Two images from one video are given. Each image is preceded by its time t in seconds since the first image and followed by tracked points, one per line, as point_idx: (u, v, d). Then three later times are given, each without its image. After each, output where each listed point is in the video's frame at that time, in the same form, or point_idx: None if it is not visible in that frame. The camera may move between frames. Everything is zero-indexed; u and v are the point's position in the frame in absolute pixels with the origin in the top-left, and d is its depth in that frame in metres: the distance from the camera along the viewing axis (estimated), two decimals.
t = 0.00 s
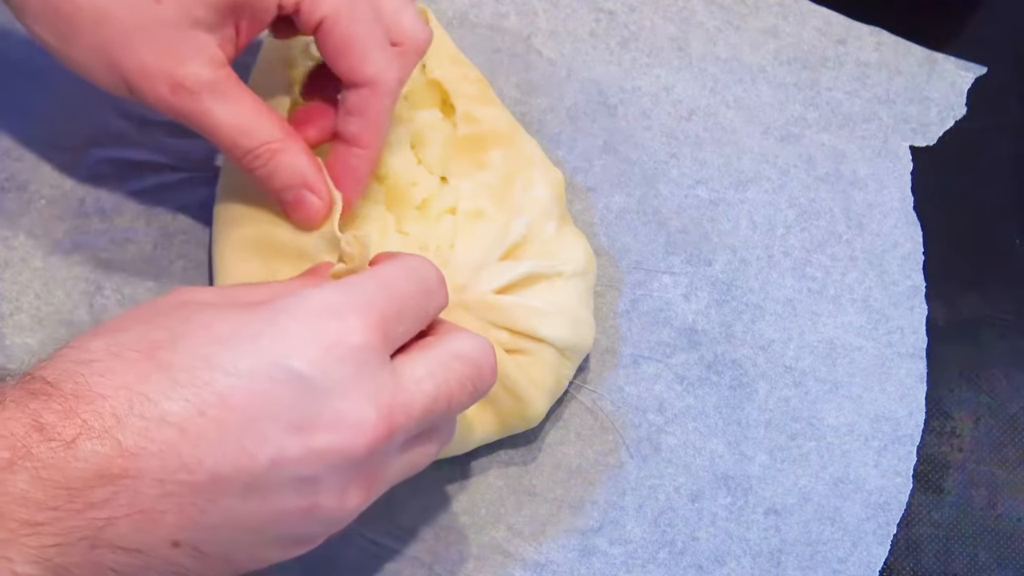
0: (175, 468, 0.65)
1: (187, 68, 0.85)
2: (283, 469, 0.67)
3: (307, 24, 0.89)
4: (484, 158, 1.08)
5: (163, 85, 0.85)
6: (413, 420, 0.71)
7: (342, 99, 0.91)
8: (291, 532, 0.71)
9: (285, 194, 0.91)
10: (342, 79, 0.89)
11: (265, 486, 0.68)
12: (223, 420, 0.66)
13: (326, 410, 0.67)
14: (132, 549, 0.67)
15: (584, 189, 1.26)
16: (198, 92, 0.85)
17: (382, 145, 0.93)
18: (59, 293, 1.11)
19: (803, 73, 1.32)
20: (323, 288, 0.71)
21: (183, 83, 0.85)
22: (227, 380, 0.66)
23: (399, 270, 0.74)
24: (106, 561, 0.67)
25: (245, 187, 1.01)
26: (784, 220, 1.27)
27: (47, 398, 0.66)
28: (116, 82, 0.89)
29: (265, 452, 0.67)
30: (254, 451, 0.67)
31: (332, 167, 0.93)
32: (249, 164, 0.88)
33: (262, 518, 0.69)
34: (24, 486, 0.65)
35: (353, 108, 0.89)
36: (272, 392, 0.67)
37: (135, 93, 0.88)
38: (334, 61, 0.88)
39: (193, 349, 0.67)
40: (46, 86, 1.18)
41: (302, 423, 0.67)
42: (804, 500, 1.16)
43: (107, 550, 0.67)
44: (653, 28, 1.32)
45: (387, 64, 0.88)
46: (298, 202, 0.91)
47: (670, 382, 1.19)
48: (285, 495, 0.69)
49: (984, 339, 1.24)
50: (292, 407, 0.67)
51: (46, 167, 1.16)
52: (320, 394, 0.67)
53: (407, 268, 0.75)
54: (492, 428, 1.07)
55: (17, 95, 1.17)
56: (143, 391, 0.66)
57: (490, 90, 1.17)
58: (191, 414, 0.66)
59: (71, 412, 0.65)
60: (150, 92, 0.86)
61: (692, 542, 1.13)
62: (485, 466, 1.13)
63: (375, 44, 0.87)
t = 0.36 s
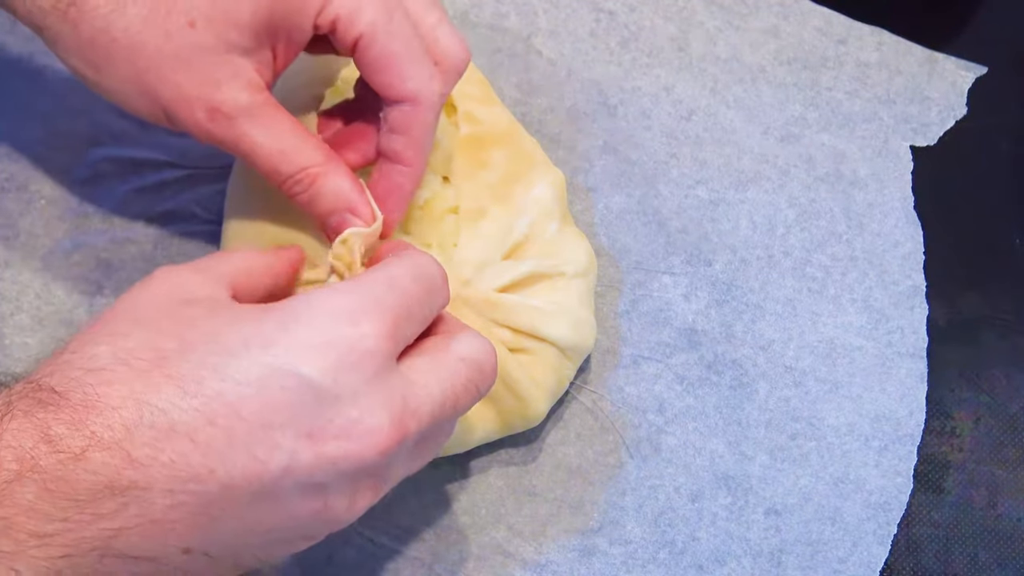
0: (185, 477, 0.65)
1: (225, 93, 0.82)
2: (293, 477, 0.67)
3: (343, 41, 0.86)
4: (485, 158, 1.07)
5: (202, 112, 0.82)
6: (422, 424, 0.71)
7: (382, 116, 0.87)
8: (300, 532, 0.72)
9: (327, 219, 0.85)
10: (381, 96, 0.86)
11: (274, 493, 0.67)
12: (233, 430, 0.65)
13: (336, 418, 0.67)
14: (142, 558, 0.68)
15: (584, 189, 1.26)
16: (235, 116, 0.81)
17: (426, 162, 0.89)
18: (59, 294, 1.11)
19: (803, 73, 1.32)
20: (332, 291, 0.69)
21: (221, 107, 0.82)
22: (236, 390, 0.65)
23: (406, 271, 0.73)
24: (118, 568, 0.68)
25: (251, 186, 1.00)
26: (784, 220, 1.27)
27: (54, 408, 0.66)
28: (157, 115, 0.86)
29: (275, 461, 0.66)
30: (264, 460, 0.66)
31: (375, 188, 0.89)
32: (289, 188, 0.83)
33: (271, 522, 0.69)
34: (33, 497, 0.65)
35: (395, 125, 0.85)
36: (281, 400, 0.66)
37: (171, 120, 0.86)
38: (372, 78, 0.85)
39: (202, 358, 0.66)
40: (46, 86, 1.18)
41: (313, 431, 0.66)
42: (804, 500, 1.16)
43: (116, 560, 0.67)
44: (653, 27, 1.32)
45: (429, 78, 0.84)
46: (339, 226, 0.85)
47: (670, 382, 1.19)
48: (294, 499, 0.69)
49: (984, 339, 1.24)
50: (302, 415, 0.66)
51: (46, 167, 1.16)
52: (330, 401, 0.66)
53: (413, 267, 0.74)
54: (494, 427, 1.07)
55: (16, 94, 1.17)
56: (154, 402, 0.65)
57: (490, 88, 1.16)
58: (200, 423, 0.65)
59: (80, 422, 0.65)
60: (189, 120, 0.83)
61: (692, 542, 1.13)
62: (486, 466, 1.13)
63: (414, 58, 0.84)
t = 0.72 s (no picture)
0: (174, 449, 0.64)
1: (234, 66, 0.79)
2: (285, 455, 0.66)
3: (356, 21, 0.86)
4: (484, 158, 1.07)
5: (210, 81, 0.80)
6: (417, 405, 0.70)
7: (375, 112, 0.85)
8: (298, 514, 0.70)
9: (311, 210, 0.80)
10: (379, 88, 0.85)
11: (267, 470, 0.66)
12: (223, 402, 0.64)
13: (328, 394, 0.66)
14: (136, 531, 0.67)
15: (584, 189, 1.26)
16: (244, 88, 0.79)
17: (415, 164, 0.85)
18: (59, 293, 1.11)
19: (803, 74, 1.32)
20: (327, 272, 0.69)
21: (232, 78, 0.79)
22: (228, 362, 0.65)
23: (396, 254, 0.73)
24: (113, 542, 0.67)
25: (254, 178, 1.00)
26: (784, 220, 1.27)
27: (49, 379, 0.67)
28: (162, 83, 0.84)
29: (267, 436, 0.65)
30: (255, 435, 0.65)
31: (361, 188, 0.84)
32: (281, 174, 0.80)
33: (266, 501, 0.68)
34: (29, 465, 0.65)
35: (389, 119, 0.84)
36: (274, 375, 0.65)
37: (178, 95, 0.84)
38: (375, 65, 0.85)
39: (195, 331, 0.66)
40: (47, 85, 1.18)
41: (305, 407, 0.66)
42: (804, 500, 1.16)
43: (112, 531, 0.67)
44: (653, 28, 1.32)
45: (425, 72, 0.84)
46: (324, 217, 0.79)
47: (670, 382, 1.19)
48: (288, 478, 0.68)
49: (984, 339, 1.25)
50: (294, 390, 0.65)
51: (46, 166, 1.16)
52: (322, 376, 0.66)
53: (403, 251, 0.74)
54: (493, 425, 1.07)
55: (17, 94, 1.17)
56: (142, 371, 0.65)
57: (491, 89, 1.17)
58: (190, 396, 0.64)
59: (72, 390, 0.66)
60: (195, 90, 0.81)
61: (692, 542, 1.13)
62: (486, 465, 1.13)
63: (415, 50, 0.85)
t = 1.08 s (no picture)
0: (171, 446, 0.65)
1: (234, 60, 0.81)
2: (283, 453, 0.66)
3: (357, 15, 0.88)
4: (484, 158, 1.07)
5: (206, 74, 0.81)
6: (417, 408, 0.69)
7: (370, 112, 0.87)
8: (294, 512, 0.71)
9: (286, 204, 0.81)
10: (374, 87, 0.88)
11: (264, 467, 0.67)
12: (222, 399, 0.65)
13: (327, 396, 0.65)
14: (133, 524, 0.68)
15: (584, 189, 1.26)
16: (239, 82, 0.80)
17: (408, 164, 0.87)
18: (59, 293, 1.11)
19: (803, 73, 1.32)
20: (327, 272, 0.69)
21: (227, 71, 0.80)
22: (226, 360, 0.65)
23: (397, 252, 0.73)
24: (108, 535, 0.69)
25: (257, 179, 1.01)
26: (784, 220, 1.27)
27: (49, 370, 0.68)
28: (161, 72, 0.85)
29: (265, 435, 0.65)
30: (253, 433, 0.65)
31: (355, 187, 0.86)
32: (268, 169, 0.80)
33: (264, 498, 0.68)
34: (27, 457, 0.66)
35: (383, 116, 0.85)
36: (273, 374, 0.65)
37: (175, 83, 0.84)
38: (371, 64, 0.88)
39: (196, 327, 0.66)
40: (47, 86, 1.18)
41: (304, 408, 0.65)
42: (804, 500, 1.16)
43: (109, 524, 0.68)
44: (653, 28, 1.32)
45: (420, 70, 0.87)
46: (295, 212, 0.80)
47: (670, 382, 1.19)
48: (286, 477, 0.68)
49: (984, 339, 1.25)
50: (294, 390, 0.65)
51: (46, 167, 1.16)
52: (321, 378, 0.65)
53: (402, 250, 0.74)
54: (494, 427, 1.07)
55: (17, 94, 1.17)
56: (142, 366, 0.65)
57: (491, 90, 1.16)
58: (188, 393, 0.65)
59: (72, 383, 0.66)
60: (192, 81, 0.82)
61: (692, 542, 1.13)
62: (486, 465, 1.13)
63: (410, 49, 0.87)
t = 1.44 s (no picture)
0: (195, 423, 0.66)
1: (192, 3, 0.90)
2: (307, 430, 0.66)
3: None
4: (484, 158, 1.08)
5: (172, 18, 0.91)
6: (437, 383, 0.69)
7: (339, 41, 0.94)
8: (312, 490, 0.70)
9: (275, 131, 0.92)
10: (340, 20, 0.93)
11: (288, 445, 0.67)
12: (245, 376, 0.66)
13: (350, 371, 0.66)
14: (155, 504, 0.70)
15: (584, 189, 1.26)
16: (202, 24, 0.90)
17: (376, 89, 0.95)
18: (60, 293, 1.11)
19: (803, 73, 1.32)
20: (346, 250, 0.70)
21: (190, 15, 0.90)
22: (250, 337, 0.66)
23: (411, 230, 0.74)
24: (130, 515, 0.71)
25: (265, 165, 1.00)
26: (784, 220, 1.27)
27: (70, 350, 0.70)
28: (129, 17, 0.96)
29: (289, 412, 0.66)
30: (277, 411, 0.66)
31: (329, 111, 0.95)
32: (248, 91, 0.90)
33: (285, 477, 0.68)
34: (50, 437, 0.69)
35: (349, 45, 0.92)
36: (296, 350, 0.65)
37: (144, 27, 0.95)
38: None
39: (217, 306, 0.68)
40: (47, 86, 1.18)
41: (327, 384, 0.66)
42: (804, 500, 1.16)
43: (130, 504, 0.70)
44: (653, 28, 1.32)
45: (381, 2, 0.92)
46: (289, 137, 0.92)
47: (670, 382, 1.19)
48: (308, 456, 0.68)
49: (984, 339, 1.24)
50: (317, 366, 0.66)
51: (46, 167, 1.16)
52: (344, 352, 0.66)
53: (416, 228, 0.75)
54: (493, 426, 1.06)
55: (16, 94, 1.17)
56: (165, 344, 0.67)
57: (490, 89, 1.15)
58: (212, 369, 0.66)
59: (94, 363, 0.68)
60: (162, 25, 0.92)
61: (692, 541, 1.13)
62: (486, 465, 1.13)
63: None
